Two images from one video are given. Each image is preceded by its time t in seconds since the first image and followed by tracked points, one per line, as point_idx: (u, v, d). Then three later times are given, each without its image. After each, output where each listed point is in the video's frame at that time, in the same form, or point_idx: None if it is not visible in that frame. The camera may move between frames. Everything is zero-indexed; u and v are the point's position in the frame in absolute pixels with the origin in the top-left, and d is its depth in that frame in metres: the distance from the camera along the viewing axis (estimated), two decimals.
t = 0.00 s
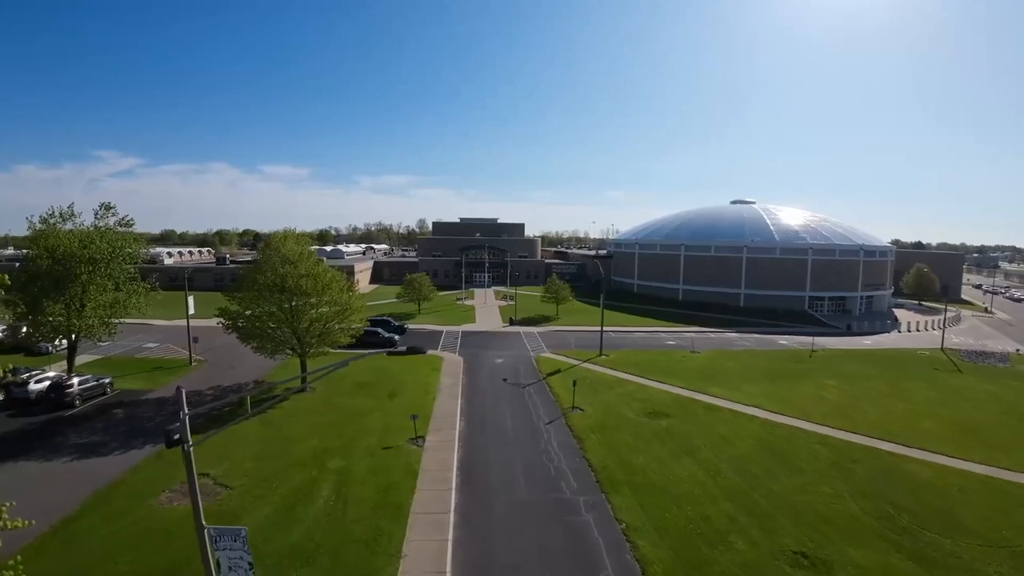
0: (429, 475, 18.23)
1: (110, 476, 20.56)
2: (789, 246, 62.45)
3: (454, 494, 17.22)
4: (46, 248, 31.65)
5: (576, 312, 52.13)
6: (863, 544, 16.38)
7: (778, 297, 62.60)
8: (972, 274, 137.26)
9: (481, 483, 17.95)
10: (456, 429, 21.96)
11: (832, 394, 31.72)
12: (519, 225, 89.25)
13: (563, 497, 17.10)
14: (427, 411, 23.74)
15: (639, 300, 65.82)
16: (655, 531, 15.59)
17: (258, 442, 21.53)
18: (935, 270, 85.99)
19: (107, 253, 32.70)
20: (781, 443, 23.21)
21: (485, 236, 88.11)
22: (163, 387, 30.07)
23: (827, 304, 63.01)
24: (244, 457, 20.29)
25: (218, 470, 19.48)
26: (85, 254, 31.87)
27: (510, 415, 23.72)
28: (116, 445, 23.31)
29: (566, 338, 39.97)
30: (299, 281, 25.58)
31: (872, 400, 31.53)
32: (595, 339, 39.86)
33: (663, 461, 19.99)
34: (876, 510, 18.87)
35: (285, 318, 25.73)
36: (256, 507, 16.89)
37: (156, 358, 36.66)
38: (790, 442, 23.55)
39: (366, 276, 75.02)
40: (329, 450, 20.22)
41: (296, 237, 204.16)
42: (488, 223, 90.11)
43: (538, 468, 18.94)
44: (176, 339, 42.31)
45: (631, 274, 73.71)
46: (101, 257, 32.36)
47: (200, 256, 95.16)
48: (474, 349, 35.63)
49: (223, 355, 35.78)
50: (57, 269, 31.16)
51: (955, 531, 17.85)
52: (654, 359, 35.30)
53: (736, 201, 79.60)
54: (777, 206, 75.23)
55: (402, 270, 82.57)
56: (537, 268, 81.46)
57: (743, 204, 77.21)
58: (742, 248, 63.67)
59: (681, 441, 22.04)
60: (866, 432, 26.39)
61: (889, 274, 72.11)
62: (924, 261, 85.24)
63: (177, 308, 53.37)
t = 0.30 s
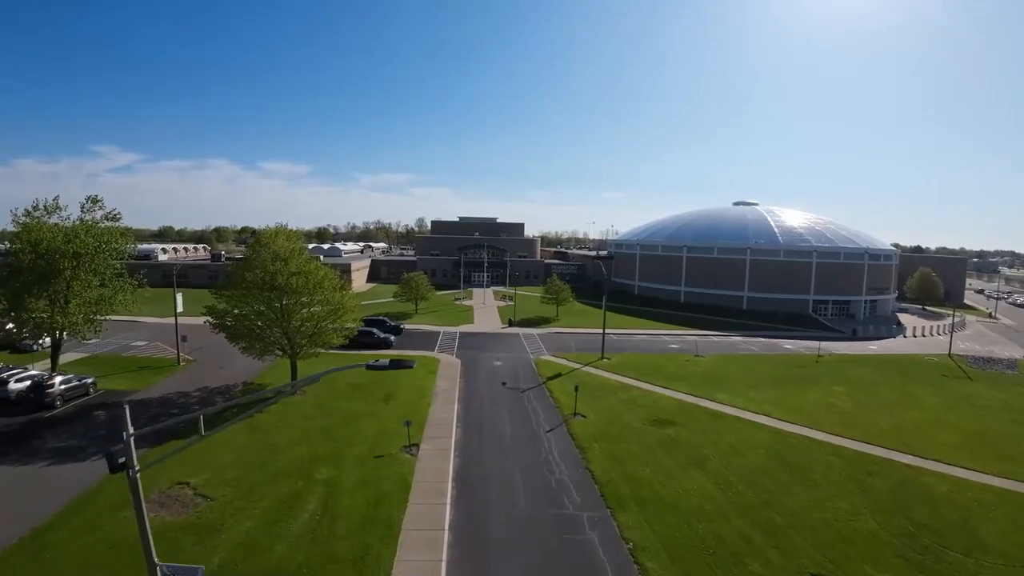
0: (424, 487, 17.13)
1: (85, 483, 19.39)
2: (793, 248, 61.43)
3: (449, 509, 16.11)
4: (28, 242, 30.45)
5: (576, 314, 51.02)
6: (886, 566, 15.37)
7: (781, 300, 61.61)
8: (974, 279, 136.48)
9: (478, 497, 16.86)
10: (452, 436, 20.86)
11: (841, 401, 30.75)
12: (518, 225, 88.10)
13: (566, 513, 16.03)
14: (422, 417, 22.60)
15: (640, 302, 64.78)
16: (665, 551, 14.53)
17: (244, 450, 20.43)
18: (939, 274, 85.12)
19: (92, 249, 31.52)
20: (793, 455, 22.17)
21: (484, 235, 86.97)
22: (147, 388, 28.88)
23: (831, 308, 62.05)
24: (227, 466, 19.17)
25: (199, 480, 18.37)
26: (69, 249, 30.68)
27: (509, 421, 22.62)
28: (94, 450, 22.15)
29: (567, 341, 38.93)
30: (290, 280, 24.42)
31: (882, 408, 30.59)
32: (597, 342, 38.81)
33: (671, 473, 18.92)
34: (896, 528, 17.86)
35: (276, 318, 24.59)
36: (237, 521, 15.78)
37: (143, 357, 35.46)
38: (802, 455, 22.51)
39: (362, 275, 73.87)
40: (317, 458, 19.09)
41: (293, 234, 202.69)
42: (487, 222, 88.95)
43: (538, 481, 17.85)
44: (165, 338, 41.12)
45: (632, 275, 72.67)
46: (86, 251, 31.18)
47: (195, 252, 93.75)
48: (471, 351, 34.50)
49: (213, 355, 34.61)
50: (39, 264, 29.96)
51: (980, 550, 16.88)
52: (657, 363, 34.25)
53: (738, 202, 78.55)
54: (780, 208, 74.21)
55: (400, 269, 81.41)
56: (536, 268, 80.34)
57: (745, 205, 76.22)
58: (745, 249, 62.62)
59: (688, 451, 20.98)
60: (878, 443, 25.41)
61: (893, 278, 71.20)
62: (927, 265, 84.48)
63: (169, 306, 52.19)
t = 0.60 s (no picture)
0: (418, 500, 16.02)
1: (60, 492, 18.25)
2: (799, 249, 60.32)
3: (445, 525, 15.01)
4: (11, 236, 29.26)
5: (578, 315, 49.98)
6: None
7: (787, 302, 60.51)
8: (978, 282, 135.37)
9: (476, 511, 15.75)
10: (449, 444, 19.79)
11: (853, 408, 29.68)
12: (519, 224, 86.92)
13: (570, 530, 14.94)
14: (418, 422, 21.51)
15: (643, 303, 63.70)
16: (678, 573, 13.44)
17: (229, 458, 19.34)
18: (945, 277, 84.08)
19: (78, 244, 30.38)
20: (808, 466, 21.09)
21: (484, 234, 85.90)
22: (133, 389, 27.75)
23: (837, 310, 60.98)
24: (211, 475, 18.09)
25: (180, 492, 17.28)
26: (54, 243, 29.53)
27: (510, 428, 21.52)
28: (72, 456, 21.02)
29: (569, 342, 37.83)
30: (282, 278, 23.31)
31: (896, 415, 29.54)
32: (600, 344, 37.72)
33: (681, 486, 17.82)
34: (921, 546, 16.78)
35: (267, 317, 23.51)
36: (217, 537, 14.67)
37: (131, 357, 34.32)
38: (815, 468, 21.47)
39: (361, 273, 72.74)
40: (305, 468, 17.96)
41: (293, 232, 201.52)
42: (488, 221, 87.87)
43: (541, 493, 16.75)
44: (156, 337, 39.98)
45: (634, 275, 71.58)
46: (71, 247, 30.03)
47: (192, 249, 92.55)
48: (471, 353, 33.44)
49: (203, 355, 33.48)
50: (23, 259, 28.81)
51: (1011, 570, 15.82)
52: (663, 367, 33.17)
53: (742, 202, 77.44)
54: (785, 209, 73.14)
55: (399, 268, 80.37)
56: (538, 267, 79.21)
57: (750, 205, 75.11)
58: (751, 250, 61.52)
59: (698, 461, 19.91)
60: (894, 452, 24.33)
61: (899, 280, 70.15)
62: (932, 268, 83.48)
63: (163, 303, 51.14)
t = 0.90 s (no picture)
0: (413, 514, 15.01)
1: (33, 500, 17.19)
2: (805, 250, 59.26)
3: (442, 542, 13.98)
4: None
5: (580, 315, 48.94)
6: None
7: (792, 304, 59.46)
8: (984, 285, 134.16)
9: (475, 526, 14.73)
10: (446, 451, 18.76)
11: (866, 415, 28.66)
12: (520, 223, 85.81)
13: (575, 548, 13.91)
14: (414, 428, 20.50)
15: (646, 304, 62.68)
16: None
17: (214, 465, 18.31)
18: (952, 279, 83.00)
19: (64, 239, 29.37)
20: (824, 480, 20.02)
21: (486, 232, 84.91)
22: (120, 390, 26.74)
23: (844, 312, 59.91)
24: (194, 484, 17.07)
25: (160, 502, 16.25)
26: (39, 239, 28.46)
27: (511, 435, 20.50)
28: (51, 461, 20.00)
29: (571, 344, 36.83)
30: (272, 275, 22.27)
31: (910, 423, 28.52)
32: (603, 346, 36.71)
33: (692, 500, 16.78)
34: (948, 565, 15.76)
35: (257, 316, 22.50)
36: (196, 554, 13.63)
37: (121, 356, 33.31)
38: (831, 481, 20.44)
39: (360, 272, 71.71)
40: (294, 478, 16.95)
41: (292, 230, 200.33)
42: (489, 220, 86.79)
43: (544, 507, 15.72)
44: (148, 335, 38.94)
45: (637, 275, 70.51)
46: (57, 242, 29.02)
47: (189, 247, 91.43)
48: (471, 354, 32.41)
49: (195, 355, 32.49)
50: (6, 254, 27.83)
51: None
52: (669, 370, 32.16)
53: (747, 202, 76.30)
54: (791, 209, 72.08)
55: (399, 267, 79.33)
56: (539, 267, 78.11)
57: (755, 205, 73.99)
58: (756, 251, 60.46)
59: (709, 473, 18.88)
60: (912, 464, 23.26)
61: (906, 282, 69.08)
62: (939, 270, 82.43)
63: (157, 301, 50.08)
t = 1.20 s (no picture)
0: (406, 532, 13.88)
1: None
2: (812, 251, 58.13)
3: (438, 564, 12.88)
4: None
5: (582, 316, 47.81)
6: None
7: (798, 305, 58.36)
8: (987, 287, 133.03)
9: (474, 546, 13.63)
10: (444, 462, 17.65)
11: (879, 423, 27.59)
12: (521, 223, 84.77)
13: (583, 572, 12.82)
14: (410, 436, 19.38)
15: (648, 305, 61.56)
16: None
17: (197, 480, 17.22)
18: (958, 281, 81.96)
19: (47, 236, 28.21)
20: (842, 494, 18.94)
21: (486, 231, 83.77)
22: (103, 394, 25.56)
23: (850, 314, 58.80)
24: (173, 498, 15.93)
25: (136, 519, 15.12)
26: (20, 235, 27.32)
27: (512, 444, 19.39)
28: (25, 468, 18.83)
29: (573, 346, 35.73)
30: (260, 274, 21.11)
31: (925, 431, 27.47)
32: (606, 348, 35.60)
33: (707, 517, 15.69)
34: None
35: (245, 317, 21.35)
36: None
37: (107, 357, 32.12)
38: (850, 495, 19.35)
39: (357, 271, 70.54)
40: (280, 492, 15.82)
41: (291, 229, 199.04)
42: (489, 218, 85.60)
43: (548, 525, 14.62)
44: (137, 335, 37.74)
45: (640, 276, 69.38)
46: (39, 239, 27.85)
47: (185, 245, 90.17)
48: (470, 356, 31.28)
49: (185, 357, 31.33)
50: None
51: None
52: (675, 373, 31.05)
53: (751, 202, 75.17)
54: (795, 208, 70.97)
55: (397, 266, 78.16)
56: (540, 267, 76.98)
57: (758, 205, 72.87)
58: (761, 251, 59.35)
59: (722, 486, 17.80)
60: (931, 475, 22.19)
61: (912, 284, 68.02)
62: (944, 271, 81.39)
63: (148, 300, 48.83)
